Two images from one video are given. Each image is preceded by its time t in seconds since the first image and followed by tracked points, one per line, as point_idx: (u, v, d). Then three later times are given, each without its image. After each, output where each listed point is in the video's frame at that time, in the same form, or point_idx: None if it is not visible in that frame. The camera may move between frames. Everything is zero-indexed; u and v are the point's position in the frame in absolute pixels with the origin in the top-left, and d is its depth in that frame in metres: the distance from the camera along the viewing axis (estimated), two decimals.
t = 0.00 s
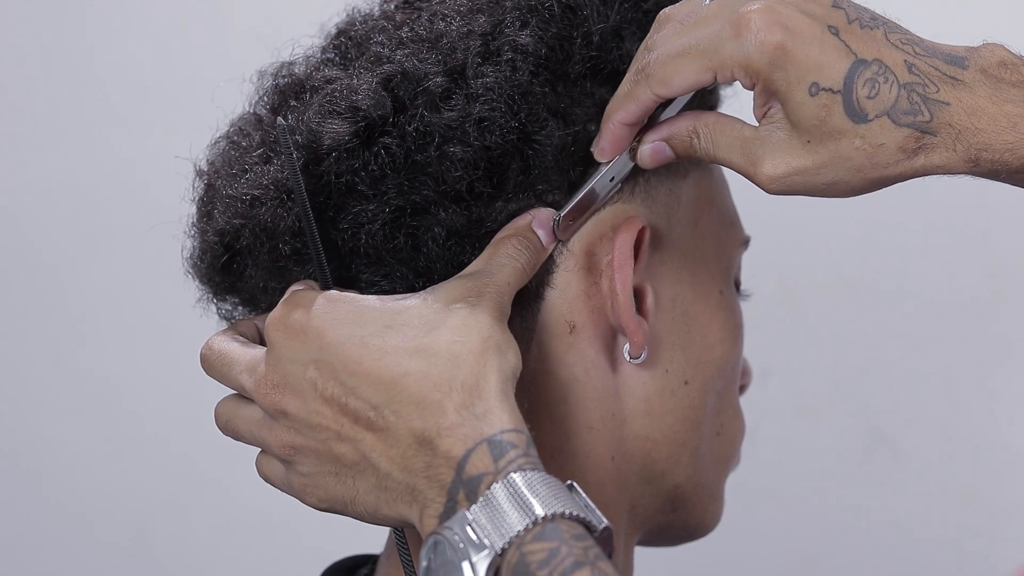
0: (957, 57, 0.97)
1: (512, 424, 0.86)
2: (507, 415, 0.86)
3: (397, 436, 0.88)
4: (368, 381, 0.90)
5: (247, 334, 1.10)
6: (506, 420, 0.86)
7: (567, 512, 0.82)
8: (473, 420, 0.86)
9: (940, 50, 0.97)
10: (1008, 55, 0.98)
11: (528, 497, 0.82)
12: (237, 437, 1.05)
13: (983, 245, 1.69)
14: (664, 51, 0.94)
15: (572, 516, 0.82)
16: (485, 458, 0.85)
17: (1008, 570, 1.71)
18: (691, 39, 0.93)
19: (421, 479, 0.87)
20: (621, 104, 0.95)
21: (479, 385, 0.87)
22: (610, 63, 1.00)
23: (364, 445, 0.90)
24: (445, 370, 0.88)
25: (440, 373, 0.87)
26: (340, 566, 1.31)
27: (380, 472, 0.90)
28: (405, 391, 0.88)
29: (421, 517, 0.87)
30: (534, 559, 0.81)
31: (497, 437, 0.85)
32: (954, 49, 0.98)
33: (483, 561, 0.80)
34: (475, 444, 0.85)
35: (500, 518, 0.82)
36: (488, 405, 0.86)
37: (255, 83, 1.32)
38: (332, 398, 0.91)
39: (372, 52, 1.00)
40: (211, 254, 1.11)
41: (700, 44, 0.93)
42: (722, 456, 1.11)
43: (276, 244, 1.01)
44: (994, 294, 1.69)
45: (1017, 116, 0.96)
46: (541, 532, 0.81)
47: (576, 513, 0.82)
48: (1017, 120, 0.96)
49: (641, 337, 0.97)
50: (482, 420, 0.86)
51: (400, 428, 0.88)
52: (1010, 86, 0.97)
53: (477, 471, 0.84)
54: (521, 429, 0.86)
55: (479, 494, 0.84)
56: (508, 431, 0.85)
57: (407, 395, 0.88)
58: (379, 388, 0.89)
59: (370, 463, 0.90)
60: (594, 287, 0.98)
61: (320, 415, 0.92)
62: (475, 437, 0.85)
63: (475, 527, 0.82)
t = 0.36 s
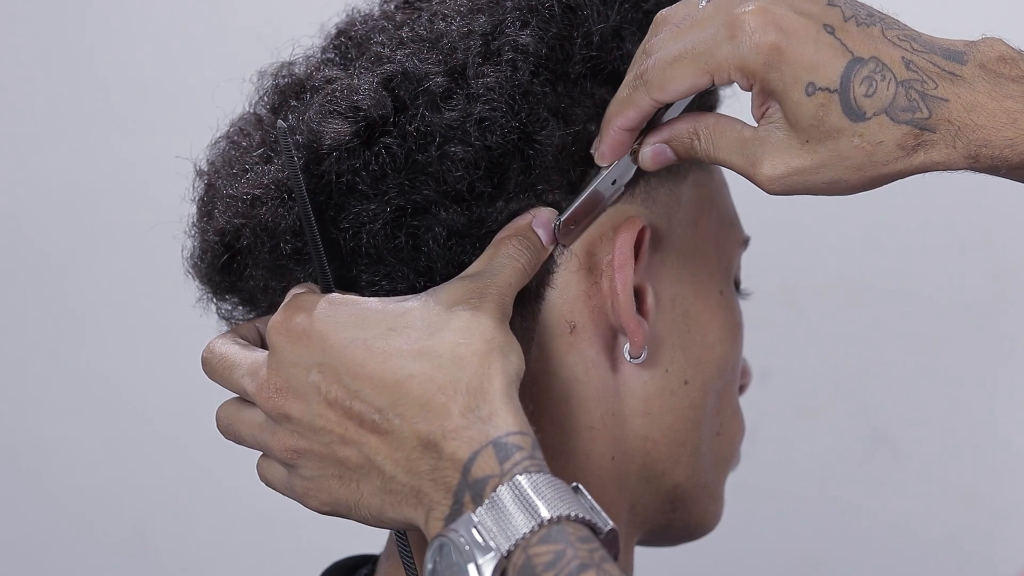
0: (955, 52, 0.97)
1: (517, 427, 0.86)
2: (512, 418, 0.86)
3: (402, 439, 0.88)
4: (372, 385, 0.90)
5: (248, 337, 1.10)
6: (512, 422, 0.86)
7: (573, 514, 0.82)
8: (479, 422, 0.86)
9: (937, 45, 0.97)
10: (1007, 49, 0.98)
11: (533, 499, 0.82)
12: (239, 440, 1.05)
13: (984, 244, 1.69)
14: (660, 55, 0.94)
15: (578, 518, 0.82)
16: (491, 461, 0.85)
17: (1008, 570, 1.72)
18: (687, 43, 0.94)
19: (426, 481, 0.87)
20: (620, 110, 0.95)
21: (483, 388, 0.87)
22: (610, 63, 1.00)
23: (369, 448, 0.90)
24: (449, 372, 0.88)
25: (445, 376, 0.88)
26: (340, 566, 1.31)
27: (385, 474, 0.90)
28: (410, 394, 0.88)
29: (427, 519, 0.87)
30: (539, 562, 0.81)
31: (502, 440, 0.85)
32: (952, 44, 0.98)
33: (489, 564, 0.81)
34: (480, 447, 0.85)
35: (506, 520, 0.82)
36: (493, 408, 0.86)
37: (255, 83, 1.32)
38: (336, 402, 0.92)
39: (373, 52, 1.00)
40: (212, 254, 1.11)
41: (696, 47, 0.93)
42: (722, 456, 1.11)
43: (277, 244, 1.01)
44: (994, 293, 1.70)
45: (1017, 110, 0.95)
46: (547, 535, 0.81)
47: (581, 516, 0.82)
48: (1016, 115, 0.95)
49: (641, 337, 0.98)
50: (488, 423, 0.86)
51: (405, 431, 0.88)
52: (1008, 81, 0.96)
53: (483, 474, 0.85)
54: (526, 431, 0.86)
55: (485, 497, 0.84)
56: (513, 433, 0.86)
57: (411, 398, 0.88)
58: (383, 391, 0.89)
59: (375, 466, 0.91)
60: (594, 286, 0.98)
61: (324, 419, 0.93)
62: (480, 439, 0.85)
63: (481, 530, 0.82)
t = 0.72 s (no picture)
0: (954, 54, 0.97)
1: (519, 425, 0.86)
2: (514, 416, 0.86)
3: (404, 437, 0.88)
4: (373, 383, 0.90)
5: (249, 336, 1.10)
6: (514, 421, 0.86)
7: (576, 512, 0.82)
8: (481, 421, 0.86)
9: (936, 48, 0.97)
10: (1007, 51, 0.99)
11: (535, 498, 0.82)
12: (240, 439, 1.05)
13: (984, 244, 1.70)
14: (658, 57, 0.94)
15: (581, 517, 0.82)
16: (493, 459, 0.85)
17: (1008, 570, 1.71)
18: (686, 45, 0.93)
19: (428, 480, 0.87)
20: (618, 110, 0.95)
21: (485, 386, 0.87)
22: (610, 62, 1.00)
23: (371, 447, 0.90)
24: (451, 370, 0.88)
25: (447, 374, 0.88)
26: (340, 565, 1.31)
27: (386, 473, 0.90)
28: (412, 392, 0.88)
29: (428, 518, 0.87)
30: (542, 561, 0.81)
31: (505, 438, 0.85)
32: (952, 46, 0.98)
33: (492, 562, 0.81)
34: (482, 445, 0.85)
35: (508, 519, 0.82)
36: (495, 406, 0.86)
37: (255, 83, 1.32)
38: (338, 401, 0.91)
39: (372, 52, 1.00)
40: (212, 254, 1.11)
41: (695, 48, 0.93)
42: (722, 456, 1.11)
43: (276, 244, 1.01)
44: (994, 294, 1.70)
45: (1016, 113, 0.96)
46: (549, 533, 0.81)
47: (584, 515, 0.82)
48: (1015, 117, 0.96)
49: (641, 337, 0.97)
50: (490, 422, 0.86)
51: (407, 430, 0.88)
52: (1007, 83, 0.97)
53: (485, 472, 0.85)
54: (528, 430, 0.86)
55: (487, 496, 0.84)
56: (516, 432, 0.86)
57: (413, 396, 0.88)
58: (385, 390, 0.89)
59: (376, 465, 0.90)
60: (594, 287, 0.98)
61: (325, 418, 0.92)
62: (482, 438, 0.85)
63: (484, 529, 0.82)
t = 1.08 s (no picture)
0: (949, 52, 0.96)
1: (521, 428, 0.86)
2: (516, 419, 0.86)
3: (405, 440, 0.88)
4: (375, 387, 0.90)
5: (250, 341, 1.10)
6: (516, 423, 0.86)
7: (578, 515, 0.82)
8: (483, 424, 0.86)
9: (931, 46, 0.96)
10: (1000, 48, 0.97)
11: (537, 501, 0.82)
12: (240, 444, 1.05)
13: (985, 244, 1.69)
14: (649, 61, 0.94)
15: (584, 520, 0.82)
16: (495, 461, 0.85)
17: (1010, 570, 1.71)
18: (676, 49, 0.93)
19: (430, 483, 0.87)
20: (611, 114, 0.95)
21: (486, 389, 0.87)
22: (609, 62, 0.99)
23: (373, 450, 0.90)
24: (451, 373, 0.88)
25: (448, 377, 0.88)
26: (341, 566, 1.31)
27: (388, 476, 0.90)
28: (413, 396, 0.88)
29: (431, 521, 0.87)
30: (544, 564, 0.81)
31: (507, 441, 0.85)
32: (946, 42, 0.97)
33: (494, 565, 0.81)
34: (485, 448, 0.85)
35: (510, 522, 0.82)
36: (496, 409, 0.86)
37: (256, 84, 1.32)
38: (339, 405, 0.91)
39: (373, 53, 1.00)
40: (212, 254, 1.11)
41: (687, 52, 0.93)
42: (723, 456, 1.11)
43: (277, 245, 1.01)
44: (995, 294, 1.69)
45: (1011, 111, 0.95)
46: (552, 536, 0.81)
47: (586, 517, 0.82)
48: (1009, 116, 0.95)
49: (641, 337, 0.97)
50: (491, 424, 0.86)
51: (409, 433, 0.88)
52: (1001, 81, 0.96)
53: (487, 475, 0.85)
54: (530, 432, 0.86)
55: (489, 498, 0.84)
56: (518, 434, 0.86)
57: (415, 399, 0.88)
58: (386, 393, 0.89)
59: (378, 469, 0.90)
60: (595, 287, 0.98)
61: (327, 422, 0.92)
62: (484, 441, 0.85)
63: (486, 532, 0.82)
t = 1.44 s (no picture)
0: (946, 46, 0.96)
1: (522, 427, 0.86)
2: (517, 419, 0.86)
3: (406, 440, 0.88)
4: (375, 387, 0.90)
5: (250, 342, 1.10)
6: (516, 423, 0.86)
7: (579, 515, 0.82)
8: (484, 424, 0.86)
9: (928, 41, 0.96)
10: (998, 41, 0.97)
11: (538, 501, 0.82)
12: (241, 445, 1.05)
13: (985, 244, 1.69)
14: (648, 62, 0.94)
15: (585, 520, 0.82)
16: (496, 461, 0.85)
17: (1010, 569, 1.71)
18: (674, 49, 0.93)
19: (431, 483, 0.87)
20: (610, 116, 0.95)
21: (487, 389, 0.87)
22: (609, 62, 1.00)
23: (374, 451, 0.90)
24: (452, 373, 0.88)
25: (448, 377, 0.88)
26: (341, 566, 1.31)
27: (389, 476, 0.90)
28: (413, 395, 0.88)
29: (432, 521, 0.87)
30: (545, 563, 0.81)
31: (507, 441, 0.85)
32: (943, 37, 0.97)
33: (495, 565, 0.81)
34: (485, 448, 0.85)
35: (511, 522, 0.82)
36: (497, 409, 0.86)
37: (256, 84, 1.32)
38: (339, 405, 0.92)
39: (373, 53, 1.00)
40: (212, 254, 1.11)
41: (684, 53, 0.93)
42: (723, 455, 1.11)
43: (277, 245, 1.01)
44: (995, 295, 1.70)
45: (1010, 105, 0.94)
46: (553, 536, 0.81)
47: (587, 517, 0.82)
48: (1009, 110, 0.94)
49: (641, 337, 0.97)
50: (492, 424, 0.86)
51: (410, 433, 0.88)
52: (998, 74, 0.96)
53: (488, 475, 0.85)
54: (530, 432, 0.86)
55: (490, 498, 0.85)
56: (519, 434, 0.86)
57: (415, 399, 0.88)
58: (386, 393, 0.89)
59: (379, 469, 0.90)
60: (595, 287, 0.98)
61: (328, 422, 0.92)
62: (484, 441, 0.85)
63: (487, 531, 0.82)
